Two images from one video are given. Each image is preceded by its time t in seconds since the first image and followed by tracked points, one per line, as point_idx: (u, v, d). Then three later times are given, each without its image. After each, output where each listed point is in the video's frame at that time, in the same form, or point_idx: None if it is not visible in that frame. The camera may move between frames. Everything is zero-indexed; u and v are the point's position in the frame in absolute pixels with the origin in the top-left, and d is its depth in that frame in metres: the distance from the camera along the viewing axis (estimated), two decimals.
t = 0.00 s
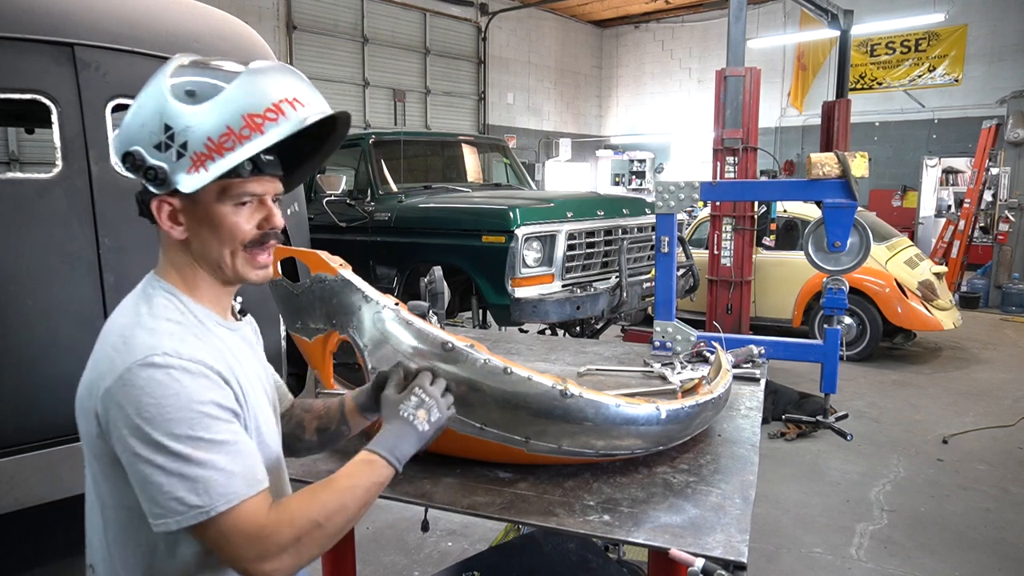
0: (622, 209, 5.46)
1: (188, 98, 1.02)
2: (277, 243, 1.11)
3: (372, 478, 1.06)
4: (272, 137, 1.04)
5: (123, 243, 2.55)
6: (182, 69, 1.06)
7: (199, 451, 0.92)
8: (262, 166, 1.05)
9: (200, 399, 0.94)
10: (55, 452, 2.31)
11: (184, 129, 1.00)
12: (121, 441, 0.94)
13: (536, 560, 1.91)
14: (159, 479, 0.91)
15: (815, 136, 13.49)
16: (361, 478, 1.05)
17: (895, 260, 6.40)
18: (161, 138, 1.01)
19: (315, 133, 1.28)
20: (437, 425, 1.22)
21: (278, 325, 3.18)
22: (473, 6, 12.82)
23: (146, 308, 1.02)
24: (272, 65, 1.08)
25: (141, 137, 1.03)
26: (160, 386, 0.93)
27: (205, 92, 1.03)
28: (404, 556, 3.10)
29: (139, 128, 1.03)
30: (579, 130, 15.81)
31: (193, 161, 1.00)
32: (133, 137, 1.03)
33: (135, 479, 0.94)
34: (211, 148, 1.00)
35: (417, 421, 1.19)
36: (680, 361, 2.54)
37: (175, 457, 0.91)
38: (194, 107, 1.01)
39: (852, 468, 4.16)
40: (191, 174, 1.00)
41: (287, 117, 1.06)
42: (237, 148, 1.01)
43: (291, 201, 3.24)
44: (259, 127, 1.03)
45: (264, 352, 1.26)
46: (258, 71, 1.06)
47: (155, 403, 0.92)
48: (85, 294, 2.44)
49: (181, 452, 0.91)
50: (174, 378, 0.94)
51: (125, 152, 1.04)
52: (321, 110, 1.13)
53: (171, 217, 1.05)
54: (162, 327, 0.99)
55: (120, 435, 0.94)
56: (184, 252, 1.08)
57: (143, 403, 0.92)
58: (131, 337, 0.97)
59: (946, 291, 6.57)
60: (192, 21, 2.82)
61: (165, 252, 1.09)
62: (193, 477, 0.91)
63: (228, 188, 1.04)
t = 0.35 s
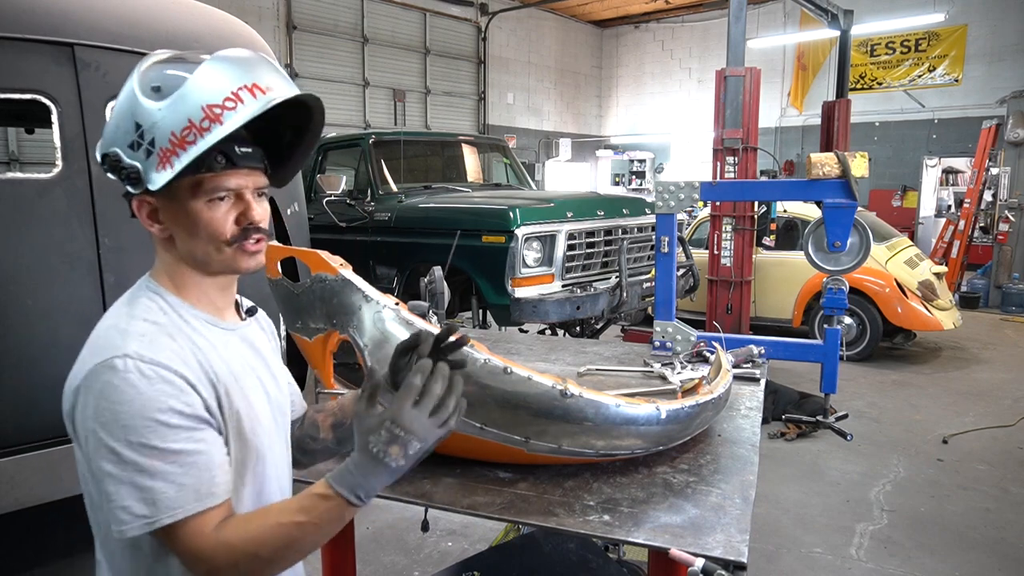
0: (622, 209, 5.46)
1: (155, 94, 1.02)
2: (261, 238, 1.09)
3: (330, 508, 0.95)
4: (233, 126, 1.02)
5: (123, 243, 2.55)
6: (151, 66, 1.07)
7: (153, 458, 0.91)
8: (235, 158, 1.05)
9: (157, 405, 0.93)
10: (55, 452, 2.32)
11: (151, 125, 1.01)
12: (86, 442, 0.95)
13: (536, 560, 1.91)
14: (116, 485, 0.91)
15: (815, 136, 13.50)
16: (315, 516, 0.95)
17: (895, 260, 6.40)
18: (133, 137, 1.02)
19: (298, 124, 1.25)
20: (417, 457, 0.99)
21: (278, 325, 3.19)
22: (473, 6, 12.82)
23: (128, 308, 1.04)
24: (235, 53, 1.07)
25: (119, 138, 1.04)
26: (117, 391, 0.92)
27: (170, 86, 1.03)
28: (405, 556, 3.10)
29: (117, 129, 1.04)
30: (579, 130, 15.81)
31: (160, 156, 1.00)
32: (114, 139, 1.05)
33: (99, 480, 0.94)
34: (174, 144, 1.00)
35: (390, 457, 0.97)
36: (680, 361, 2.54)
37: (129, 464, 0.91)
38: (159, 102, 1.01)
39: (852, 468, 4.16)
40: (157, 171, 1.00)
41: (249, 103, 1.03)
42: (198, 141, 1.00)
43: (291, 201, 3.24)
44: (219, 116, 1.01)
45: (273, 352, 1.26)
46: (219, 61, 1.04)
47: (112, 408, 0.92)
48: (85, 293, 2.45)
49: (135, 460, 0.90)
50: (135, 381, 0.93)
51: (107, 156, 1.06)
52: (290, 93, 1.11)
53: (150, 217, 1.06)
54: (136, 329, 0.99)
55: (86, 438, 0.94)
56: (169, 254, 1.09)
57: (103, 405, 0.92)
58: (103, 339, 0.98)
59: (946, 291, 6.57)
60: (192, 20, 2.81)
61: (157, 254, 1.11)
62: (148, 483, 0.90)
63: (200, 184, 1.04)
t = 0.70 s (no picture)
0: (622, 209, 5.46)
1: (144, 92, 1.02)
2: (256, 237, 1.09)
3: (307, 525, 0.92)
4: (221, 121, 1.02)
5: (123, 243, 2.55)
6: (140, 64, 1.07)
7: (135, 466, 0.91)
8: (227, 156, 1.05)
9: (138, 413, 0.92)
10: (55, 452, 2.32)
11: (141, 124, 1.01)
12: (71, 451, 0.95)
13: (536, 560, 1.91)
14: (99, 490, 0.91)
15: (815, 136, 13.50)
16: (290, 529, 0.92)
17: (895, 260, 6.40)
18: (124, 137, 1.02)
19: (292, 120, 1.25)
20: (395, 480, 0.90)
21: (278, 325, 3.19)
22: (473, 6, 12.82)
23: (118, 315, 1.04)
24: (222, 47, 1.07)
25: (110, 140, 1.04)
26: (97, 400, 0.92)
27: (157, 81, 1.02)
28: (404, 556, 3.10)
29: (108, 131, 1.04)
30: (579, 130, 15.81)
31: (149, 155, 1.00)
32: (105, 140, 1.05)
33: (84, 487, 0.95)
34: (164, 141, 0.99)
35: (367, 480, 0.89)
36: (680, 361, 2.54)
37: (112, 473, 0.91)
38: (149, 100, 1.01)
39: (852, 468, 4.16)
40: (148, 170, 1.00)
41: (233, 98, 1.03)
42: (188, 137, 1.00)
43: (291, 201, 3.24)
44: (206, 111, 1.01)
45: (276, 353, 1.26)
46: (206, 57, 1.04)
47: (93, 415, 0.91)
48: (85, 293, 2.45)
49: (117, 467, 0.91)
50: (112, 390, 0.92)
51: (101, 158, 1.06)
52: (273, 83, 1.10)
53: (146, 219, 1.06)
54: (122, 337, 0.99)
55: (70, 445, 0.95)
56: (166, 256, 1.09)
57: (82, 415, 0.92)
58: (87, 345, 0.98)
59: (946, 291, 6.57)
60: (191, 20, 2.81)
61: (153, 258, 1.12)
62: (127, 491, 0.90)
63: (194, 184, 1.04)
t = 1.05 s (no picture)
0: (622, 209, 5.46)
1: (214, 105, 1.04)
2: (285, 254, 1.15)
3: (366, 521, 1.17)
4: (302, 151, 1.10)
5: (123, 243, 2.55)
6: (194, 71, 1.07)
7: (185, 484, 0.93)
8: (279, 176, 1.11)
9: (184, 434, 0.94)
10: (55, 451, 2.32)
11: (210, 136, 1.02)
12: (101, 473, 0.94)
13: (536, 560, 1.91)
14: (140, 510, 0.92)
15: (814, 136, 13.50)
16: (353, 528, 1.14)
17: (895, 260, 6.40)
18: (181, 144, 1.02)
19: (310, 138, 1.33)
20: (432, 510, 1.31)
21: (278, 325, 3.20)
22: (473, 6, 12.82)
23: (131, 329, 1.02)
24: (289, 72, 1.13)
25: (157, 142, 1.03)
26: (139, 423, 0.92)
27: (229, 97, 1.06)
28: (404, 556, 3.10)
29: (154, 133, 1.03)
30: (579, 130, 15.82)
31: (222, 170, 1.03)
32: (148, 141, 1.03)
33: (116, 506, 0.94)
34: (243, 159, 1.04)
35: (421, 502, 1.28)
36: (680, 361, 2.54)
37: (160, 492, 0.92)
38: (222, 114, 1.04)
39: (852, 468, 4.17)
40: (219, 184, 1.03)
41: (312, 131, 1.12)
42: (269, 161, 1.06)
43: (291, 201, 3.23)
44: (293, 137, 1.08)
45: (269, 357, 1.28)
46: (281, 81, 1.10)
47: (137, 439, 0.92)
48: (85, 293, 2.45)
49: (166, 488, 0.92)
50: (155, 413, 0.93)
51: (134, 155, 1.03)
52: (339, 122, 1.21)
53: (184, 225, 1.05)
54: (148, 355, 0.98)
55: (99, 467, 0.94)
56: (190, 261, 1.08)
57: (122, 439, 0.92)
58: (112, 366, 0.96)
59: (946, 291, 6.56)
60: (192, 20, 2.81)
61: (166, 263, 1.09)
62: (176, 510, 0.93)
63: (250, 200, 1.07)
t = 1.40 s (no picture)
0: (622, 209, 5.46)
1: (214, 114, 1.07)
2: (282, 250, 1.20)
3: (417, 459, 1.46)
4: (298, 158, 1.13)
5: (123, 244, 2.55)
6: (196, 79, 1.09)
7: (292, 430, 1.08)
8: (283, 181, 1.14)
9: (282, 390, 1.08)
10: (55, 452, 2.33)
11: (212, 145, 1.05)
12: (218, 444, 1.03)
13: (536, 560, 1.91)
14: (257, 463, 1.04)
15: (814, 136, 13.50)
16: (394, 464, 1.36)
17: (895, 260, 6.40)
18: (185, 152, 1.05)
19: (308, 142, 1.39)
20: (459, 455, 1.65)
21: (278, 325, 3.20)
22: (473, 6, 12.82)
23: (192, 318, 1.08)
24: (286, 79, 1.16)
25: (161, 150, 1.05)
26: (255, 389, 1.04)
27: (229, 107, 1.08)
28: (404, 556, 3.10)
29: (159, 140, 1.05)
30: (579, 130, 15.81)
31: (223, 178, 1.06)
32: (153, 148, 1.05)
33: (224, 468, 1.04)
34: (243, 167, 1.07)
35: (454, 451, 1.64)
36: (680, 361, 2.54)
37: (277, 442, 1.06)
38: (222, 123, 1.06)
39: (852, 468, 4.17)
40: (220, 191, 1.06)
41: (308, 139, 1.15)
42: (268, 169, 1.09)
43: (291, 201, 3.23)
44: (289, 146, 1.12)
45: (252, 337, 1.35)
46: (278, 90, 1.13)
47: (255, 403, 1.03)
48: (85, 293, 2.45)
49: (282, 437, 1.06)
50: (260, 378, 1.05)
51: (140, 163, 1.06)
52: (334, 129, 1.25)
53: (188, 227, 1.09)
54: (226, 333, 1.08)
55: (208, 436, 1.02)
56: (195, 259, 1.12)
57: (239, 404, 1.02)
58: (204, 345, 1.04)
59: (946, 291, 6.56)
60: (192, 20, 2.81)
61: (171, 259, 1.12)
62: (287, 454, 1.07)
63: (249, 204, 1.10)
